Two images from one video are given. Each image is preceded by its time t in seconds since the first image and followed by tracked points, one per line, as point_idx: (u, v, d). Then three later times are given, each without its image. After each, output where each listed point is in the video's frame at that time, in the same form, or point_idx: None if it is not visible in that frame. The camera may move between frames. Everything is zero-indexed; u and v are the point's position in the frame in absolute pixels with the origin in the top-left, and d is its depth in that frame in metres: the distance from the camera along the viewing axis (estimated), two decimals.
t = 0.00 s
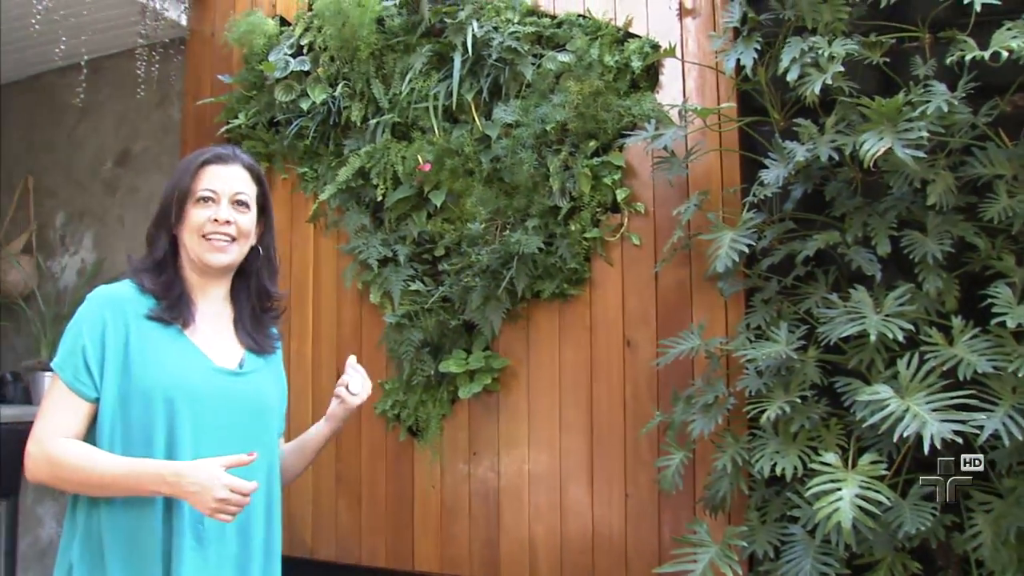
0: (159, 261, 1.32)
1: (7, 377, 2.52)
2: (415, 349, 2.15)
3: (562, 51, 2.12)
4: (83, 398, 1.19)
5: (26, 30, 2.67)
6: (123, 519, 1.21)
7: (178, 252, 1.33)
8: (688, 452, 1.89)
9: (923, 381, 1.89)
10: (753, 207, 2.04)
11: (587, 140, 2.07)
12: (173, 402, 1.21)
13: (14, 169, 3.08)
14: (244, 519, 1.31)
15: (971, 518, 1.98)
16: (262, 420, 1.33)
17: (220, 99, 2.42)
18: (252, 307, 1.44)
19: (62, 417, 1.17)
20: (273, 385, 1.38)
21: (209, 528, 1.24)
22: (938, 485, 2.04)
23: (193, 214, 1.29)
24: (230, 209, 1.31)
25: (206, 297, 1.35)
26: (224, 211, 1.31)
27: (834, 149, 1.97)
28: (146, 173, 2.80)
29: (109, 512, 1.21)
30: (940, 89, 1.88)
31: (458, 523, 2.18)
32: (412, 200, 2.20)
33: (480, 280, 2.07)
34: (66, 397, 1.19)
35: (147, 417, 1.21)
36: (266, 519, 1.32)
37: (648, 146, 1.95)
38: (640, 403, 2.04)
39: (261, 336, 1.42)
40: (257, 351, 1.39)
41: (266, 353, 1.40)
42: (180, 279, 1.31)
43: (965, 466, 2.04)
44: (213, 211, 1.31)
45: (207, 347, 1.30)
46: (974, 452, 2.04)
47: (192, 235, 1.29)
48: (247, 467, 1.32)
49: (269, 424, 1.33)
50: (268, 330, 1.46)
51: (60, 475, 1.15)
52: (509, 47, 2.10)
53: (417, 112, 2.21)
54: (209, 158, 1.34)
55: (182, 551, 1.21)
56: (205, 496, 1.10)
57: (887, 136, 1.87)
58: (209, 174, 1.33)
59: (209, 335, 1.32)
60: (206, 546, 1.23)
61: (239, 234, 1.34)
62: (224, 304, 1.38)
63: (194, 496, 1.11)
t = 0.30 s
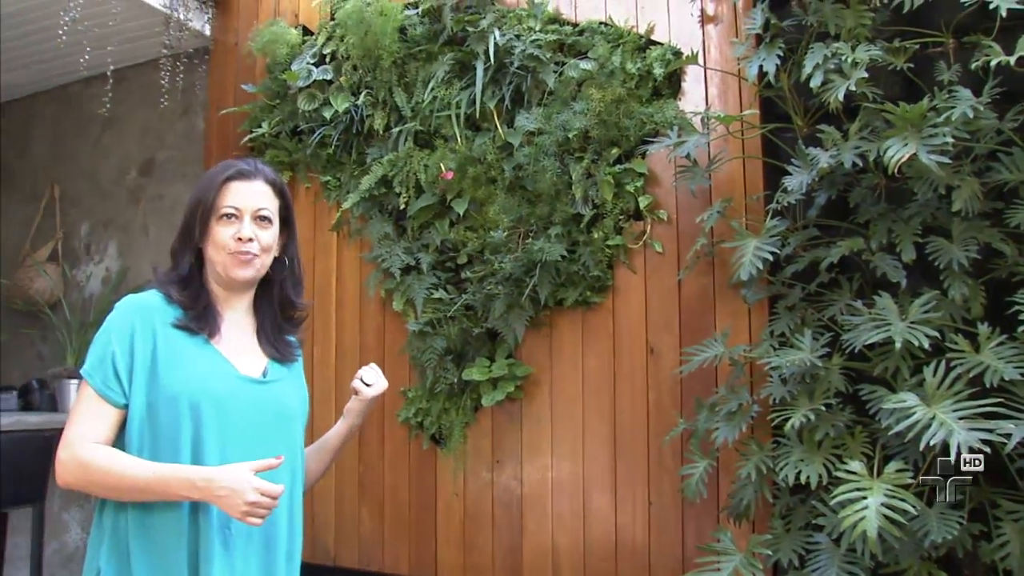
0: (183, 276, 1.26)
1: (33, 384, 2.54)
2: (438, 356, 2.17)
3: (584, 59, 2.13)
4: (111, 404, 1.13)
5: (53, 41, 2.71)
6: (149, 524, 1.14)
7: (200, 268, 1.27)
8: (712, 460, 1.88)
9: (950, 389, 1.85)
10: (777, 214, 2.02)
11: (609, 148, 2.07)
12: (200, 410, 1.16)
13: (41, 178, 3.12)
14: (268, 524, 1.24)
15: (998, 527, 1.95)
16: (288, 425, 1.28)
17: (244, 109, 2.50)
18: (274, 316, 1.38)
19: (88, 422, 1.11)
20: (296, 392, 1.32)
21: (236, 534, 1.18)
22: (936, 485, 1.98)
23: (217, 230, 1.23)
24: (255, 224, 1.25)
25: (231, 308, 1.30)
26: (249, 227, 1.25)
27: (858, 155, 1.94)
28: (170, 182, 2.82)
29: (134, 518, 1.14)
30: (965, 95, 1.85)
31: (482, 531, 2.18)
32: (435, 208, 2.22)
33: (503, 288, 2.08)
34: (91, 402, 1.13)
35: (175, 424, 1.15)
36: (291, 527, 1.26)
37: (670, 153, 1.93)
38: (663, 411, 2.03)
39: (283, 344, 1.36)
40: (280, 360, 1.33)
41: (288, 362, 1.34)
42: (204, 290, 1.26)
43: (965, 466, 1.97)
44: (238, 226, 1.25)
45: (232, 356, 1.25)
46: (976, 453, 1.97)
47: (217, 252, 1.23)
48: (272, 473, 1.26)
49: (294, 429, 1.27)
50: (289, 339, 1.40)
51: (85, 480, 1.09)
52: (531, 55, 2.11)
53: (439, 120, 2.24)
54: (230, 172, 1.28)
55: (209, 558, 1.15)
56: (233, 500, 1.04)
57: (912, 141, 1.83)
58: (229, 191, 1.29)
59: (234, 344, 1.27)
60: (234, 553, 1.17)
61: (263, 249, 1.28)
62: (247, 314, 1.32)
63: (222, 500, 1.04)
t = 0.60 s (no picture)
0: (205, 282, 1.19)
1: (58, 388, 2.57)
2: (460, 361, 2.19)
3: (606, 63, 2.14)
4: (135, 409, 1.07)
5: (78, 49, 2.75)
6: (169, 531, 1.09)
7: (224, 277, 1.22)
8: (736, 465, 1.87)
9: (976, 393, 1.80)
10: (800, 218, 2.01)
11: (631, 152, 2.07)
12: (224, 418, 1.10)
13: (67, 185, 3.16)
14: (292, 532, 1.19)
15: None
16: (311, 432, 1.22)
17: (267, 115, 2.53)
18: (296, 322, 1.31)
19: (110, 426, 1.05)
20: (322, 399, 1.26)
21: (257, 541, 1.12)
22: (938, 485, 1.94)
23: (238, 237, 1.18)
24: (277, 229, 1.20)
25: (255, 315, 1.23)
26: (270, 231, 1.19)
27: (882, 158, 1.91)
28: (193, 188, 2.84)
29: (155, 523, 1.09)
30: (990, 97, 1.82)
31: (504, 536, 2.19)
32: (458, 213, 2.25)
33: (526, 293, 2.10)
34: (114, 404, 1.08)
35: (198, 429, 1.10)
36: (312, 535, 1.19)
37: (692, 156, 1.94)
38: (686, 416, 2.03)
39: (306, 351, 1.29)
40: (302, 367, 1.26)
41: (311, 368, 1.27)
42: (228, 296, 1.20)
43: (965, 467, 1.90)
44: (259, 231, 1.19)
45: (254, 362, 1.19)
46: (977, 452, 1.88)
47: (239, 260, 1.18)
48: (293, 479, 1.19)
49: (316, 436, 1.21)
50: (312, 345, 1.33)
51: (106, 485, 1.03)
52: (552, 60, 2.13)
53: (461, 125, 2.26)
54: (251, 177, 1.23)
55: (230, 565, 1.09)
56: (254, 504, 0.98)
57: (936, 145, 1.81)
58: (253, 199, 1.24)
59: (257, 350, 1.20)
60: (254, 560, 1.11)
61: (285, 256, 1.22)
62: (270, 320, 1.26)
63: (243, 504, 0.99)
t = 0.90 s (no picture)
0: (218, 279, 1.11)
1: (79, 392, 2.60)
2: (480, 366, 2.20)
3: (624, 65, 2.14)
4: (155, 415, 1.00)
5: (99, 55, 2.79)
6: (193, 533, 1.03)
7: (240, 280, 1.14)
8: (756, 469, 1.86)
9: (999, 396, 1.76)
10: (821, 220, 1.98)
11: (650, 155, 2.07)
12: (246, 425, 1.01)
13: (87, 190, 3.19)
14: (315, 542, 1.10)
15: None
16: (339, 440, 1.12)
17: (286, 119, 2.56)
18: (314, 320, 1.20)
19: (129, 431, 0.98)
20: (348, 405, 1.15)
21: (278, 546, 1.05)
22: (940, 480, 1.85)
23: (243, 230, 1.10)
24: (282, 215, 1.10)
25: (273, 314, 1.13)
26: (275, 218, 1.10)
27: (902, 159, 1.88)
28: (212, 192, 2.85)
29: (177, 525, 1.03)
30: (1012, 96, 1.78)
31: (524, 539, 2.19)
32: (477, 217, 2.27)
33: (545, 296, 2.11)
34: (135, 411, 1.00)
35: (219, 438, 1.01)
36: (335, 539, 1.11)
37: (711, 159, 1.93)
38: (707, 419, 2.02)
39: (328, 352, 1.17)
40: (325, 369, 1.14)
41: (334, 370, 1.15)
42: (243, 296, 1.11)
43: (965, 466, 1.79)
44: (263, 219, 1.10)
45: (275, 366, 1.08)
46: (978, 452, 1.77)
47: (246, 253, 1.09)
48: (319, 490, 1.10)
49: (338, 443, 1.11)
50: (336, 344, 1.20)
51: (128, 491, 0.97)
52: (570, 63, 2.15)
53: (480, 129, 2.28)
54: (253, 174, 1.16)
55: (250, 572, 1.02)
56: (280, 488, 0.93)
57: (957, 146, 1.78)
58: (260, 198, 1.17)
59: (275, 354, 1.09)
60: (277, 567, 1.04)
61: (295, 241, 1.11)
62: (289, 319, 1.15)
63: (269, 491, 0.94)
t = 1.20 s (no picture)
0: (239, 283, 1.11)
1: (98, 394, 2.63)
2: (497, 367, 2.21)
3: (640, 66, 2.14)
4: (175, 422, 0.99)
5: (117, 59, 2.82)
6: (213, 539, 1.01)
7: (260, 281, 1.13)
8: (775, 470, 1.85)
9: (1021, 398, 1.70)
10: (838, 221, 1.96)
11: (668, 155, 2.08)
12: (265, 431, 1.00)
13: (105, 193, 3.22)
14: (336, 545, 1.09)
15: None
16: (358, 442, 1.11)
17: (303, 122, 2.58)
18: (337, 322, 1.18)
19: (149, 437, 0.98)
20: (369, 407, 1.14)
21: (301, 549, 1.04)
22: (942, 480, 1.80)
23: (264, 230, 1.09)
24: (303, 214, 1.10)
25: (295, 317, 1.12)
26: (298, 218, 1.09)
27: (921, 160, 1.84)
28: (230, 194, 2.87)
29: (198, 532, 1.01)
30: None
31: (542, 541, 2.19)
32: (493, 218, 2.28)
33: (562, 298, 2.12)
34: (155, 418, 1.00)
35: (238, 443, 1.00)
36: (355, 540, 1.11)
37: (729, 160, 1.93)
38: (724, 420, 2.01)
39: (351, 355, 1.16)
40: (347, 371, 1.13)
41: (356, 372, 1.14)
42: (263, 300, 1.10)
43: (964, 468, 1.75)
44: (285, 219, 1.09)
45: (296, 370, 1.07)
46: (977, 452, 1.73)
47: (267, 253, 1.08)
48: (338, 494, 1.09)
49: (359, 446, 1.10)
50: (356, 344, 1.19)
51: (150, 496, 0.97)
52: (587, 64, 2.15)
53: (496, 130, 2.29)
54: (273, 174, 1.15)
55: None
56: (301, 484, 0.94)
57: (977, 145, 1.73)
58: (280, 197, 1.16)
59: (298, 358, 1.09)
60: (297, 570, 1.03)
61: (316, 241, 1.10)
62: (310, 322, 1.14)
63: (290, 489, 0.94)
